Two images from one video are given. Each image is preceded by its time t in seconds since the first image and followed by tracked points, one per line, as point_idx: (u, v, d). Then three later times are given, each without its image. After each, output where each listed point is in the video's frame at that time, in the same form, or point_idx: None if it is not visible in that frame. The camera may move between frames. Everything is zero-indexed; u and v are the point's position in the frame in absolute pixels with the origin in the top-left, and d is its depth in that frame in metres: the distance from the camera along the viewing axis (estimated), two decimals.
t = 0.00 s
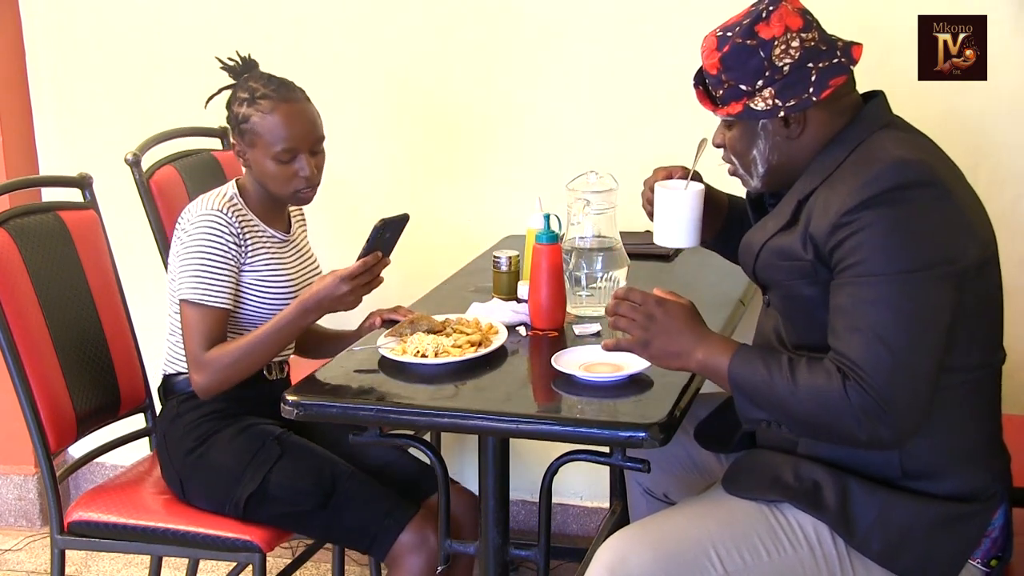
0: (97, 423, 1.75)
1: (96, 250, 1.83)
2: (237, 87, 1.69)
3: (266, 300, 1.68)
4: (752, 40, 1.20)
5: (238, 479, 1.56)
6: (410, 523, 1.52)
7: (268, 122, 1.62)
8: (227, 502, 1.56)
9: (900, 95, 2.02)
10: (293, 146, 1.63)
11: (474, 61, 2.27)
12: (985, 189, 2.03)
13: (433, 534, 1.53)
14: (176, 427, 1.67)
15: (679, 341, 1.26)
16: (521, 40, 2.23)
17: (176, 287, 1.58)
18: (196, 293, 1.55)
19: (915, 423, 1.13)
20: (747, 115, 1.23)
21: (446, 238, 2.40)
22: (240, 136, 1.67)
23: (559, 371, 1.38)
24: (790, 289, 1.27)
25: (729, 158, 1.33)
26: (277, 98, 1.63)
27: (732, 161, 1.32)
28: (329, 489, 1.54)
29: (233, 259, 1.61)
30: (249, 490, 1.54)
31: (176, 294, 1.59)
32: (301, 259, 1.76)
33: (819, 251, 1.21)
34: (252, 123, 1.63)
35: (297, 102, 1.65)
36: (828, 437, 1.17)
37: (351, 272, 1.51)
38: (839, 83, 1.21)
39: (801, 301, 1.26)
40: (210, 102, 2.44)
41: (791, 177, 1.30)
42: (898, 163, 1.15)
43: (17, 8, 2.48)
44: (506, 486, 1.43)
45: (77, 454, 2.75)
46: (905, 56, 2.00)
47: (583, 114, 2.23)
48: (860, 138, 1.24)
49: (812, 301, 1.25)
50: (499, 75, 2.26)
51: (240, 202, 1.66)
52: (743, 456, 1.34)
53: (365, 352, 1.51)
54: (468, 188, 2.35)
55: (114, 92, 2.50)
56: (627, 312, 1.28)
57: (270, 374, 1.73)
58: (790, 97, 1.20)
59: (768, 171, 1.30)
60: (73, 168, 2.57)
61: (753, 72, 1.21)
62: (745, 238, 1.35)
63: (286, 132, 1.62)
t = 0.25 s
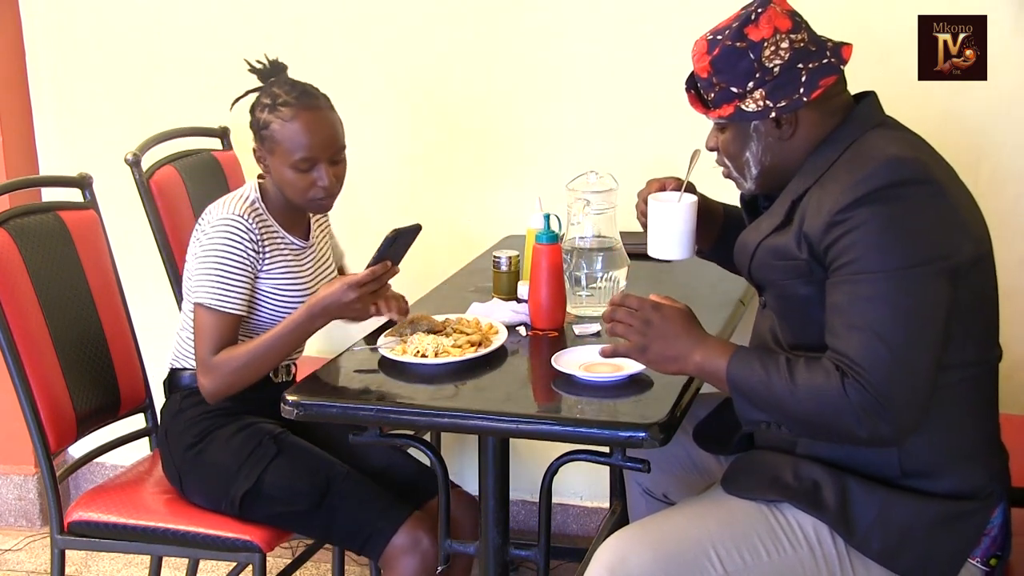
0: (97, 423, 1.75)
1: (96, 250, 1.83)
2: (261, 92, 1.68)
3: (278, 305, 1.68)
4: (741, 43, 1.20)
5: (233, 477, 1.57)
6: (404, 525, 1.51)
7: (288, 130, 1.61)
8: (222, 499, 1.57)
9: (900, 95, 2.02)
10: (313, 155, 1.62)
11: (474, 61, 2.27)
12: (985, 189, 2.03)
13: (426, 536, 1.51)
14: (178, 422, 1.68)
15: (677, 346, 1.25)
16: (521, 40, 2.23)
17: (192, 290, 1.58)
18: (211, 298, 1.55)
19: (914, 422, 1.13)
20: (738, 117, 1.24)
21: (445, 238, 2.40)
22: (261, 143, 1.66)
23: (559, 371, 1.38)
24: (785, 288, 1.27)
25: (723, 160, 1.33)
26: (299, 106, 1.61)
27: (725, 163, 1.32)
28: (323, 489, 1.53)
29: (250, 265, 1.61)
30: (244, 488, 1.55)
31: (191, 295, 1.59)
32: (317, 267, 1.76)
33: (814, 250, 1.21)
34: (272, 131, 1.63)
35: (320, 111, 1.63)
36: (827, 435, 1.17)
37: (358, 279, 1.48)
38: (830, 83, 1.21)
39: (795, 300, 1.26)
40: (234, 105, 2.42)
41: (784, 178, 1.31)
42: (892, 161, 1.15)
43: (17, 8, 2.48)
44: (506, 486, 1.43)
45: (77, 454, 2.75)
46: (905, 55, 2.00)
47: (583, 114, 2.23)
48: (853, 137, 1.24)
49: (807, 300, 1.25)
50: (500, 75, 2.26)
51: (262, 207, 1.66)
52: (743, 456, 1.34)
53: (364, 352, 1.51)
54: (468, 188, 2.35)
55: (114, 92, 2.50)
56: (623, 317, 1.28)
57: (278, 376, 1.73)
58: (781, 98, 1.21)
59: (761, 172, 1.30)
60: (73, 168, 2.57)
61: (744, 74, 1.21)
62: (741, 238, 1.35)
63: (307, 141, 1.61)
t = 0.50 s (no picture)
0: (97, 423, 1.75)
1: (96, 250, 1.83)
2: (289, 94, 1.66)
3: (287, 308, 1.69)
4: (734, 45, 1.21)
5: (232, 476, 1.56)
6: (402, 526, 1.50)
7: (316, 135, 1.59)
8: (221, 498, 1.57)
9: (900, 95, 2.02)
10: (339, 164, 1.60)
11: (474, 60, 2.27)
12: (985, 189, 2.03)
13: (424, 539, 1.50)
14: (180, 417, 1.68)
15: (666, 341, 1.25)
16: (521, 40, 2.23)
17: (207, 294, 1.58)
18: (226, 304, 1.55)
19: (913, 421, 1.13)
20: (733, 119, 1.23)
21: (445, 238, 2.40)
22: (286, 146, 1.65)
23: (559, 371, 1.38)
24: (782, 288, 1.27)
25: (718, 163, 1.33)
26: (327, 113, 1.60)
27: (721, 166, 1.32)
28: (321, 490, 1.53)
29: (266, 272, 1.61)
30: (242, 488, 1.54)
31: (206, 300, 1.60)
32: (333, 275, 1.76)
33: (810, 249, 1.21)
34: (299, 135, 1.61)
35: (348, 119, 1.62)
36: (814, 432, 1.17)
37: (371, 279, 1.48)
38: (823, 83, 1.22)
39: (793, 300, 1.26)
40: (260, 106, 2.41)
41: (779, 179, 1.31)
42: (885, 159, 1.16)
43: (17, 8, 2.48)
44: (506, 486, 1.44)
45: (77, 454, 2.75)
46: (905, 55, 2.00)
47: (583, 113, 2.23)
48: (848, 136, 1.25)
49: (804, 299, 1.25)
50: (500, 75, 2.26)
51: (279, 213, 1.66)
52: (743, 456, 1.34)
53: (365, 352, 1.51)
54: (468, 188, 2.35)
55: (114, 92, 2.50)
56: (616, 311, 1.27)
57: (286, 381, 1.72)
58: (775, 99, 1.21)
59: (756, 174, 1.30)
60: (73, 168, 2.57)
61: (738, 76, 1.21)
62: (738, 238, 1.34)
63: (334, 149, 1.59)
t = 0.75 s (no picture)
0: (97, 423, 1.75)
1: (96, 250, 1.83)
2: (304, 92, 1.66)
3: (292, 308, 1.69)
4: (733, 41, 1.21)
5: (222, 477, 1.57)
6: (390, 530, 1.48)
7: (335, 133, 1.59)
8: (212, 498, 1.57)
9: (900, 95, 2.02)
10: (357, 159, 1.60)
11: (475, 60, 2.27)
12: (984, 189, 2.03)
13: (411, 544, 1.47)
14: (178, 415, 1.70)
15: (638, 288, 1.27)
16: (521, 40, 2.23)
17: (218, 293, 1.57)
18: (238, 301, 1.54)
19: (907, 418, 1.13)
20: (732, 114, 1.24)
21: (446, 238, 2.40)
22: (301, 143, 1.64)
23: (559, 371, 1.38)
24: (776, 283, 1.27)
25: (717, 162, 1.33)
26: (346, 109, 1.60)
27: (720, 164, 1.33)
28: (309, 492, 1.51)
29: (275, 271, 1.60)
30: (231, 490, 1.54)
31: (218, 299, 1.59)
32: (341, 278, 1.76)
33: (801, 241, 1.21)
34: (316, 132, 1.61)
35: (364, 116, 1.62)
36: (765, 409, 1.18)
37: (392, 273, 1.48)
38: (822, 80, 1.22)
39: (787, 295, 1.27)
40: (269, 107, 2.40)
41: (777, 177, 1.31)
42: (879, 153, 1.16)
43: (17, 8, 2.48)
44: (506, 487, 1.44)
45: (77, 453, 2.75)
46: (905, 55, 2.00)
47: (583, 113, 2.23)
48: (845, 133, 1.25)
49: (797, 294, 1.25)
50: (499, 75, 2.26)
51: (287, 213, 1.66)
52: (743, 456, 1.34)
53: (364, 352, 1.51)
54: (468, 188, 2.35)
55: (114, 92, 2.50)
56: (604, 255, 1.31)
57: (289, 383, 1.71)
58: (774, 95, 1.21)
59: (755, 172, 1.30)
60: (74, 168, 2.57)
61: (736, 72, 1.22)
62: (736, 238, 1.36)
63: (351, 145, 1.59)
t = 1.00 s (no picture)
0: (97, 423, 1.75)
1: (96, 250, 1.83)
2: (277, 86, 1.68)
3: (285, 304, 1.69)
4: (734, 42, 1.21)
5: (218, 477, 1.57)
6: (383, 533, 1.48)
7: (317, 120, 1.62)
8: (209, 499, 1.57)
9: (900, 95, 2.02)
10: (339, 146, 1.63)
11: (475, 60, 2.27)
12: (984, 189, 2.03)
13: (404, 546, 1.47)
14: (176, 419, 1.70)
15: (601, 274, 1.30)
16: (521, 39, 2.23)
17: (215, 291, 1.57)
18: (237, 296, 1.54)
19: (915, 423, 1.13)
20: (733, 116, 1.24)
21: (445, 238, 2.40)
22: (282, 135, 1.66)
23: (559, 371, 1.38)
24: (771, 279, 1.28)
25: (718, 163, 1.33)
26: (324, 98, 1.63)
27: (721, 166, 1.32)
28: (303, 495, 1.51)
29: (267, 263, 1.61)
30: (226, 490, 1.55)
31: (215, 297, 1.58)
32: (331, 270, 1.76)
33: (794, 234, 1.22)
34: (298, 122, 1.63)
35: (341, 104, 1.65)
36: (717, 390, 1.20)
37: (408, 257, 1.48)
38: (822, 81, 1.23)
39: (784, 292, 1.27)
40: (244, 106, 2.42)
41: (778, 177, 1.31)
42: (872, 150, 1.17)
43: (17, 8, 2.48)
44: (506, 487, 1.44)
45: (77, 454, 2.75)
46: (904, 55, 2.00)
47: (583, 113, 2.23)
48: (846, 131, 1.26)
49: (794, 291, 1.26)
50: (499, 74, 2.26)
51: (270, 207, 1.66)
52: (743, 456, 1.34)
53: (364, 351, 1.51)
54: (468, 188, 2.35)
55: (114, 92, 2.50)
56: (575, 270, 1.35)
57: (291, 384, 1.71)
58: (775, 96, 1.22)
59: (756, 173, 1.30)
60: (74, 168, 2.57)
61: (737, 73, 1.22)
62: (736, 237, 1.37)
63: (332, 132, 1.62)
